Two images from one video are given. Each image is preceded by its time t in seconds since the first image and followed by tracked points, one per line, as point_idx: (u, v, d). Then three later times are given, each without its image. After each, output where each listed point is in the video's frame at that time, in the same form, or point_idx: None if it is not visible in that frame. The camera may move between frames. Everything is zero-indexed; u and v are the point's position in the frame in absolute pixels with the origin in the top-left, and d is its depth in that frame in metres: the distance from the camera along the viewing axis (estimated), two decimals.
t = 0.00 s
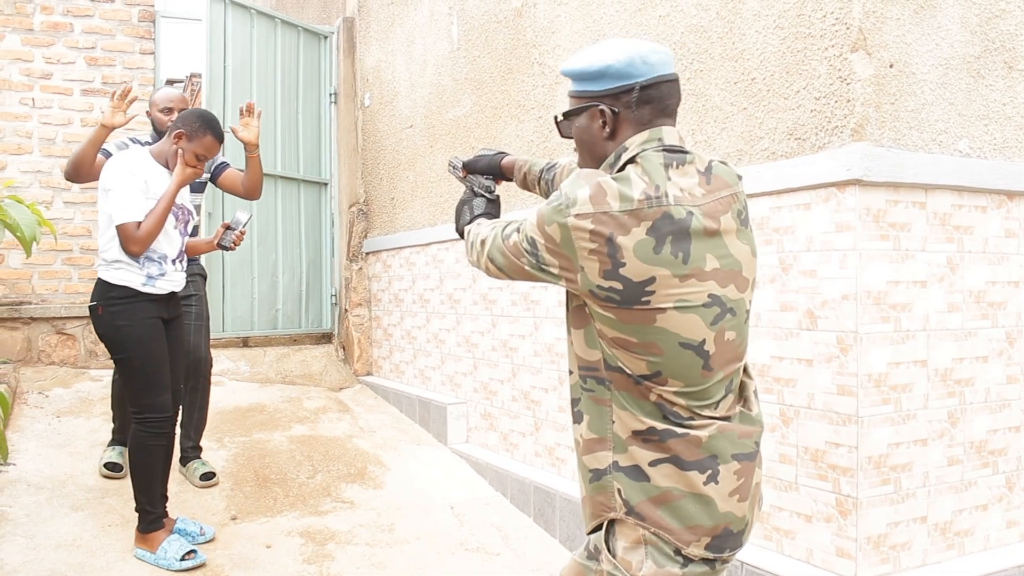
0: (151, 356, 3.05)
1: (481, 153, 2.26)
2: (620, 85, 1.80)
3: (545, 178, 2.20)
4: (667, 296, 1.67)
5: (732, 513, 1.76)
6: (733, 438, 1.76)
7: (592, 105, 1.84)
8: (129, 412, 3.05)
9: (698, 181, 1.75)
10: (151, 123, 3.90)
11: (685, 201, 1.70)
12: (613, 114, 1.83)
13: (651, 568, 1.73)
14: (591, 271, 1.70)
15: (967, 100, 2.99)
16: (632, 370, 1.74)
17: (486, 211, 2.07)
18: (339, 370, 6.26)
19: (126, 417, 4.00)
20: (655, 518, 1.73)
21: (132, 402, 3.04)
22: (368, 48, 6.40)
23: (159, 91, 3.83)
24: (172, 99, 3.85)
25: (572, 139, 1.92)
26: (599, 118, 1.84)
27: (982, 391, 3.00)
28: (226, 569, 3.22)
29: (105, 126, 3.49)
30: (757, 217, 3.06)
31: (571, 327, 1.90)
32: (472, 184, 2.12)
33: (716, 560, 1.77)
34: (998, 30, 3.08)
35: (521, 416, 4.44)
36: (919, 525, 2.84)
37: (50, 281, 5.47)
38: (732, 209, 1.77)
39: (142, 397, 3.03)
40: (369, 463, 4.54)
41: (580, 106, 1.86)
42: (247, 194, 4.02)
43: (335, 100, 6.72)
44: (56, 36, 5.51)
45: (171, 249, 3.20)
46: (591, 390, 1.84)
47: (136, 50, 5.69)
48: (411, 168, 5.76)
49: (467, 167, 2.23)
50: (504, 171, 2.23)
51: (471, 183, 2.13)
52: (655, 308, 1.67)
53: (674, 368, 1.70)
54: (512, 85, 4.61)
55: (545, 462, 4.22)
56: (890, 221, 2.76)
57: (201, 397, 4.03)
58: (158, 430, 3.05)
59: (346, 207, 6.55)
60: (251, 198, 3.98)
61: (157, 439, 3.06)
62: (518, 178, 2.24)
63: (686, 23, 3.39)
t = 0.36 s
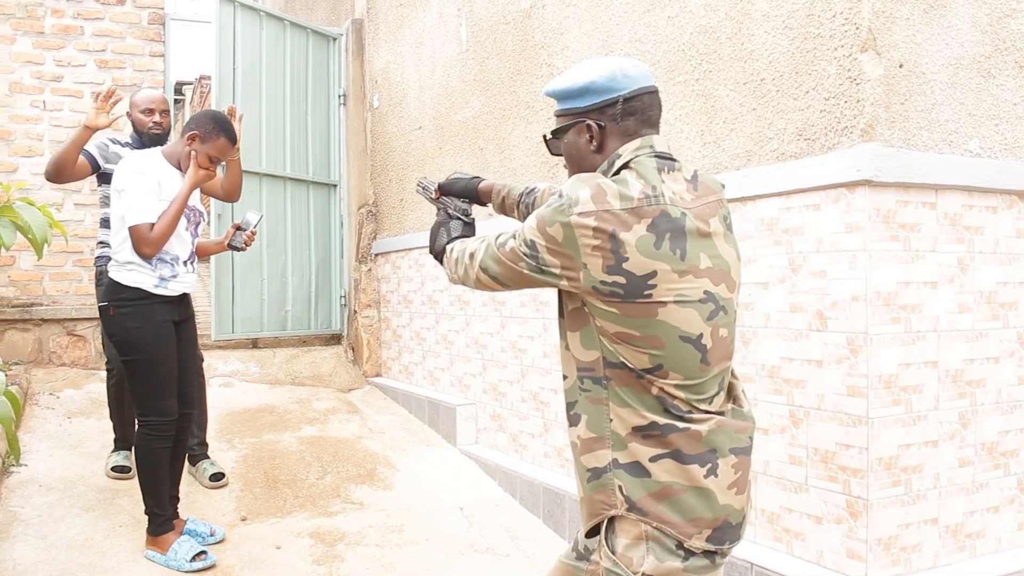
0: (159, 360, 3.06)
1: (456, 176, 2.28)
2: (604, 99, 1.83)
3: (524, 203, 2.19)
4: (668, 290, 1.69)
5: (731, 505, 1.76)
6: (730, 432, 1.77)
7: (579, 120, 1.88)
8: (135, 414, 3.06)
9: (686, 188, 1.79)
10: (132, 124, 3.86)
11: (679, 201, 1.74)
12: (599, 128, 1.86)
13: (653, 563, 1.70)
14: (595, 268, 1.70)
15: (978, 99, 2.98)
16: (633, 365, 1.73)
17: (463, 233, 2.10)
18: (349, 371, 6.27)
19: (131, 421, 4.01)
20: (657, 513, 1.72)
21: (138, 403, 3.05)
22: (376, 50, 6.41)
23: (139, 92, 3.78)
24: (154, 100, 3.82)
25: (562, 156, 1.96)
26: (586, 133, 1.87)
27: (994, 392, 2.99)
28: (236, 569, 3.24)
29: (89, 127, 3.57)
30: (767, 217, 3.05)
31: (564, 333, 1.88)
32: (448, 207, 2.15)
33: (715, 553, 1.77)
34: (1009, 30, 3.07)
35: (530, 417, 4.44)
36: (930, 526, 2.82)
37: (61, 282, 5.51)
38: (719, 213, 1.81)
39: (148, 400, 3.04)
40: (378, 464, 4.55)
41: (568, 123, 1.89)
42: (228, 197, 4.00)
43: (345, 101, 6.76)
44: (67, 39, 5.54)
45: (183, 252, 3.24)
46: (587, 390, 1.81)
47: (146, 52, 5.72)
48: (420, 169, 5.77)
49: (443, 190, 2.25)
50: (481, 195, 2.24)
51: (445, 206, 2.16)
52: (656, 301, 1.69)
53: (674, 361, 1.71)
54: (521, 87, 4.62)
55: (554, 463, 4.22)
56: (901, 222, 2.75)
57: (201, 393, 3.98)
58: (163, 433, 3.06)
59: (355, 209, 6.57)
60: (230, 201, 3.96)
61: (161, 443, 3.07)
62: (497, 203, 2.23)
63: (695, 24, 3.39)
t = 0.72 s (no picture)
0: (168, 364, 3.08)
1: (448, 182, 2.28)
2: (609, 103, 1.83)
3: (518, 209, 2.16)
4: (677, 289, 1.69)
5: (743, 504, 1.76)
6: (741, 430, 1.77)
7: (584, 122, 1.88)
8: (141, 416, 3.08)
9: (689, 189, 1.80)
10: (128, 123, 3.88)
11: (683, 201, 1.75)
12: (603, 131, 1.86)
13: (666, 565, 1.70)
14: (604, 268, 1.70)
15: (987, 98, 2.96)
16: (644, 365, 1.73)
17: (456, 238, 2.09)
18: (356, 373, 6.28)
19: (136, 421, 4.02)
20: (669, 514, 1.71)
21: (145, 406, 3.07)
22: (383, 52, 6.42)
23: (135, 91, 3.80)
24: (150, 100, 3.83)
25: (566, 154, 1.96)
26: (590, 135, 1.88)
27: (1004, 392, 2.97)
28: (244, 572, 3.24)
29: (86, 128, 3.56)
30: (775, 218, 3.04)
31: (570, 337, 1.86)
32: (439, 213, 2.16)
33: (728, 553, 1.77)
34: (1019, 28, 3.06)
35: (538, 419, 4.44)
36: (940, 528, 2.81)
37: (69, 285, 5.53)
38: (722, 213, 1.82)
39: (155, 403, 3.06)
40: (386, 466, 4.56)
41: (573, 123, 1.89)
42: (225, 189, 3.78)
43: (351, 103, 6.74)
44: (75, 42, 5.57)
45: (195, 254, 3.23)
46: (596, 392, 1.79)
47: (154, 55, 5.75)
48: (427, 170, 5.77)
49: (434, 196, 2.25)
50: (473, 202, 2.23)
51: (437, 212, 2.18)
52: (665, 300, 1.69)
53: (685, 360, 1.71)
54: (528, 88, 4.62)
55: (562, 465, 4.21)
56: (910, 222, 2.74)
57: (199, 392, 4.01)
58: (169, 437, 3.08)
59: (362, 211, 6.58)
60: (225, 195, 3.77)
61: (167, 446, 3.09)
62: (490, 209, 2.20)
63: (702, 25, 3.38)
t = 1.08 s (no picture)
0: (173, 367, 3.08)
1: (447, 180, 2.27)
2: (616, 102, 1.83)
3: (517, 207, 2.15)
4: (680, 289, 1.70)
5: (745, 508, 1.76)
6: (743, 433, 1.77)
7: (590, 119, 1.88)
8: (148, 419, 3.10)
9: (693, 188, 1.80)
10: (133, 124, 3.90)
11: (687, 201, 1.75)
12: (608, 130, 1.86)
13: (667, 570, 1.70)
14: (606, 267, 1.70)
15: (992, 98, 2.95)
16: (646, 365, 1.72)
17: (456, 237, 2.10)
18: (361, 375, 6.29)
19: (137, 420, 3.98)
20: (671, 517, 1.71)
21: (152, 409, 3.08)
22: (387, 53, 6.42)
23: (140, 93, 3.81)
24: (155, 101, 3.84)
25: (571, 149, 1.96)
26: (595, 133, 1.88)
27: (1010, 393, 2.96)
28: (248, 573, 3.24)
29: (92, 131, 3.60)
30: (779, 218, 3.03)
31: (571, 337, 1.86)
32: (439, 212, 2.15)
33: (729, 557, 1.77)
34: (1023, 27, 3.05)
35: (542, 420, 4.44)
36: (946, 529, 2.80)
37: (74, 287, 5.54)
38: (725, 213, 1.82)
39: (160, 406, 3.07)
40: (390, 467, 4.56)
41: (579, 119, 1.89)
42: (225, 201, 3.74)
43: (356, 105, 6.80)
44: (79, 45, 5.59)
45: (201, 256, 3.23)
46: (598, 393, 1.79)
47: (158, 58, 5.76)
48: (431, 172, 5.78)
49: (433, 195, 2.25)
50: (472, 200, 2.23)
51: (437, 210, 2.16)
52: (668, 301, 1.69)
53: (688, 360, 1.71)
54: (532, 89, 4.62)
55: (566, 466, 4.21)
56: (914, 222, 2.73)
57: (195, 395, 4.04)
58: (175, 439, 3.09)
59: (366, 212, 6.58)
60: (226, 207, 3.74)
61: (174, 449, 3.09)
62: (489, 207, 2.20)
63: (705, 25, 3.38)
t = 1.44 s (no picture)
0: (188, 370, 3.08)
1: (455, 176, 2.27)
2: (627, 99, 1.83)
3: (526, 205, 2.16)
4: (687, 292, 1.69)
5: (750, 515, 1.75)
6: (749, 440, 1.76)
7: (601, 116, 1.87)
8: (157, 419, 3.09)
9: (702, 189, 1.79)
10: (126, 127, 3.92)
11: (696, 202, 1.75)
12: (619, 128, 1.86)
13: None
14: (613, 269, 1.70)
15: (994, 101, 2.95)
16: (651, 369, 1.72)
17: (461, 232, 2.10)
18: (363, 378, 6.29)
19: (121, 427, 3.96)
20: (674, 524, 1.71)
21: (162, 410, 3.08)
22: (389, 56, 6.43)
23: (135, 96, 3.85)
24: (149, 105, 3.89)
25: (580, 146, 1.96)
26: (605, 130, 1.87)
27: (1013, 396, 2.96)
28: None
29: (87, 136, 3.61)
30: (781, 221, 3.03)
31: (576, 338, 1.87)
32: (446, 207, 2.17)
33: (733, 566, 1.76)
34: None
35: (545, 423, 4.44)
36: (949, 532, 2.79)
37: (77, 290, 5.55)
38: (734, 216, 1.82)
39: (172, 408, 3.07)
40: (392, 470, 4.56)
41: (590, 116, 1.89)
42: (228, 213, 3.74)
43: (357, 108, 6.80)
44: (82, 48, 5.60)
45: (219, 259, 3.24)
46: (602, 397, 1.79)
47: (161, 61, 5.77)
48: (433, 174, 5.78)
49: (440, 190, 2.24)
50: (481, 198, 2.22)
51: (444, 206, 2.18)
52: (676, 304, 1.68)
53: (694, 365, 1.70)
54: (534, 91, 4.62)
55: (568, 469, 4.21)
56: (917, 225, 2.73)
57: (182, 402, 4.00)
58: (183, 442, 3.09)
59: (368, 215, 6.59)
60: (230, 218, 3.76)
61: (182, 452, 3.10)
62: (496, 205, 2.19)
63: (707, 28, 3.38)
